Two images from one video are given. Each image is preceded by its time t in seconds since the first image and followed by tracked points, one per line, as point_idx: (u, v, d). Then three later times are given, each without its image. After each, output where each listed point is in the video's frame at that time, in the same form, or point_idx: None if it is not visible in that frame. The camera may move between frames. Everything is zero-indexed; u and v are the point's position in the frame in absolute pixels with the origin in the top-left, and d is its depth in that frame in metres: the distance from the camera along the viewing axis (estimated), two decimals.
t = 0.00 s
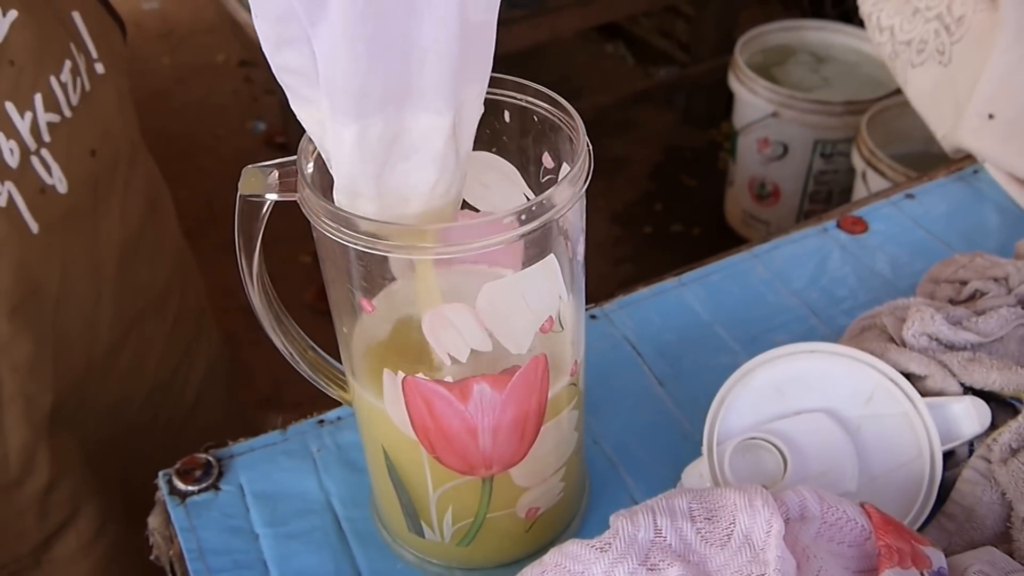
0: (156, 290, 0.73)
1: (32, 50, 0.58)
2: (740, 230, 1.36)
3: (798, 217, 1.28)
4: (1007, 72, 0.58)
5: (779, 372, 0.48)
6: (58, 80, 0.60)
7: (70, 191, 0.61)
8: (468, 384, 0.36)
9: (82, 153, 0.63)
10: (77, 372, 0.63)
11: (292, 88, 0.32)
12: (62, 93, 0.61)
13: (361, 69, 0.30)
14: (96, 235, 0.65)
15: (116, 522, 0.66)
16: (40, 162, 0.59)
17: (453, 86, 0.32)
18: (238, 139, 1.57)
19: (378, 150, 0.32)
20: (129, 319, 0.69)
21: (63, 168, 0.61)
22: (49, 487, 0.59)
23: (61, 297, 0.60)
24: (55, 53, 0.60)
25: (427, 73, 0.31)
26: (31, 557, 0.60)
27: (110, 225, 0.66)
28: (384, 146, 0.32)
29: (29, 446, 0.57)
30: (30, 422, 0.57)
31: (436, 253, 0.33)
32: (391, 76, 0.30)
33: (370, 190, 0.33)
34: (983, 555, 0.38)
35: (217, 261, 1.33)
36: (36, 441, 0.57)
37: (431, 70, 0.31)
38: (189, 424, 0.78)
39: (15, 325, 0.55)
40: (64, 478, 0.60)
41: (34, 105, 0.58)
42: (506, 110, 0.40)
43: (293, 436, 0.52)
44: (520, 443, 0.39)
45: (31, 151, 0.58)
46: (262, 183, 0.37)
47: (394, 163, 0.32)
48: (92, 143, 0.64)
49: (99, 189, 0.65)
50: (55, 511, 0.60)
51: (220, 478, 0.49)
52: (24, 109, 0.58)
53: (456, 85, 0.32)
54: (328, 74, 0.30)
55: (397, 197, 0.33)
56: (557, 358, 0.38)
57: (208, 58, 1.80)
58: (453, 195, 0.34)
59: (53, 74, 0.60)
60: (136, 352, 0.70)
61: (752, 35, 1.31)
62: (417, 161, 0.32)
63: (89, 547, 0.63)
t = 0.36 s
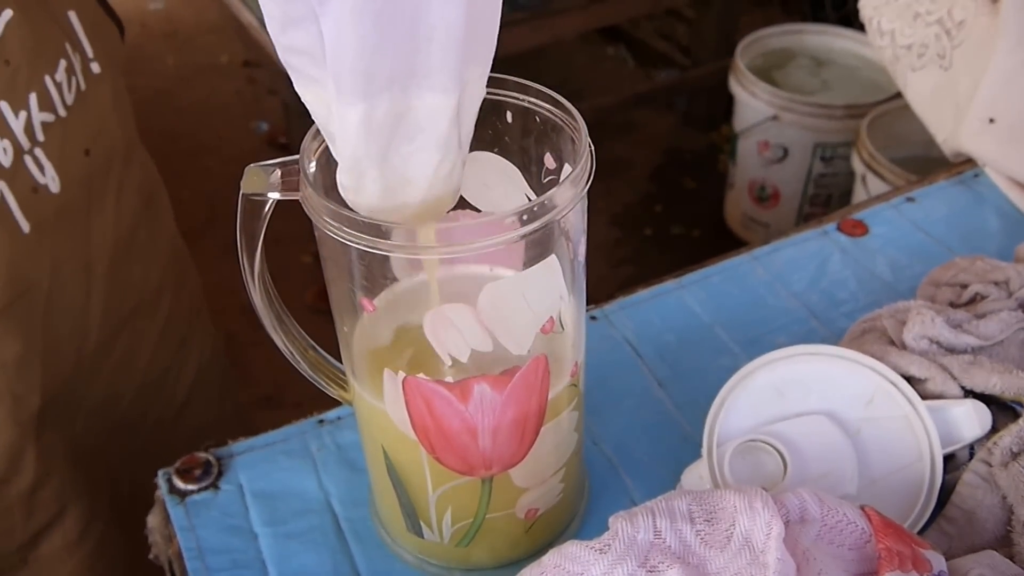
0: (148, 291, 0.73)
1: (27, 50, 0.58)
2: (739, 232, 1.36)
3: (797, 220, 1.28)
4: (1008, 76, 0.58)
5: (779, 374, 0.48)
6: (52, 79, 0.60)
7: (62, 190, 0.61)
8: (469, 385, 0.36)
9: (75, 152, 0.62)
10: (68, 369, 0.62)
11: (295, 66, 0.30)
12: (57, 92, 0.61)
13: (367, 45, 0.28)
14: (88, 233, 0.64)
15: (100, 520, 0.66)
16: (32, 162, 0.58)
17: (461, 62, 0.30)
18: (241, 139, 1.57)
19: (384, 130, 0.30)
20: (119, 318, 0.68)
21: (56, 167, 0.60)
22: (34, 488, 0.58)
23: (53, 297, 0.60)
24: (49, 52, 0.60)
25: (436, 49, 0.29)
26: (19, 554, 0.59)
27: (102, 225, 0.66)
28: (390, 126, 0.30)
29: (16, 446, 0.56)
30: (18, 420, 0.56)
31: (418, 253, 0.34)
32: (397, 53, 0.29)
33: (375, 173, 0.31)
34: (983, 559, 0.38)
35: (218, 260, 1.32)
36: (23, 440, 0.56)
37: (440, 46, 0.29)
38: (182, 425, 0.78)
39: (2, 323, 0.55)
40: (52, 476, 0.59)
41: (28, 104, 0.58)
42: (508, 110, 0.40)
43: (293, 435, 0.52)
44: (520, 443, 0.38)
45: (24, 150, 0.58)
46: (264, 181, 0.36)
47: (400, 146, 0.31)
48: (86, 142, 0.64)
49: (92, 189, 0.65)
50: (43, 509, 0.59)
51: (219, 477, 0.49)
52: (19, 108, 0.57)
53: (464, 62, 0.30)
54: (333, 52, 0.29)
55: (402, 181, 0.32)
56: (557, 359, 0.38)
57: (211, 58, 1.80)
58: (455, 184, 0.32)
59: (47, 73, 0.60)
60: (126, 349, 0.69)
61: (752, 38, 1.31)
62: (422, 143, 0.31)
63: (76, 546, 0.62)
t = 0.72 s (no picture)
0: (148, 293, 0.72)
1: (29, 48, 0.58)
2: (741, 236, 1.36)
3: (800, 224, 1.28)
4: (1012, 81, 0.58)
5: (782, 378, 0.48)
6: (54, 78, 0.60)
7: (63, 189, 0.61)
8: (470, 386, 0.36)
9: (76, 150, 0.62)
10: (73, 365, 0.62)
11: (310, 38, 0.31)
12: (58, 91, 0.60)
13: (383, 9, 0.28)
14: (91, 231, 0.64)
15: (105, 519, 0.65)
16: (33, 160, 0.58)
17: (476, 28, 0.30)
18: (244, 140, 1.57)
19: (400, 98, 0.30)
20: (125, 316, 0.68)
21: (57, 166, 0.60)
22: (34, 488, 0.57)
23: (54, 296, 0.59)
24: (51, 50, 0.60)
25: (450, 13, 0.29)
26: (17, 555, 0.57)
27: (105, 222, 0.66)
28: (405, 95, 0.30)
29: (16, 445, 0.55)
30: (18, 418, 0.55)
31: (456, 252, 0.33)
32: (412, 16, 0.29)
33: (391, 145, 0.31)
34: (987, 565, 0.38)
35: (220, 260, 1.32)
36: (24, 438, 0.55)
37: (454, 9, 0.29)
38: (185, 427, 0.78)
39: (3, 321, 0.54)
40: (52, 478, 0.58)
41: (30, 102, 0.58)
42: (512, 112, 0.40)
43: (294, 435, 0.52)
44: (521, 445, 0.38)
45: (26, 148, 0.57)
46: (267, 181, 0.36)
47: (415, 115, 0.31)
48: (86, 140, 0.63)
49: (92, 188, 0.64)
50: (44, 508, 0.58)
51: (220, 477, 0.49)
52: (21, 107, 0.57)
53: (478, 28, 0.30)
54: (351, 22, 0.29)
55: (418, 153, 0.31)
56: (560, 362, 0.38)
57: (215, 59, 1.80)
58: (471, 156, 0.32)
59: (49, 72, 0.60)
60: (134, 344, 0.70)
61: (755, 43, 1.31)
62: (437, 113, 0.31)
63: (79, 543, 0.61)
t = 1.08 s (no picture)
0: (146, 296, 0.70)
1: (35, 48, 0.57)
2: (749, 241, 1.35)
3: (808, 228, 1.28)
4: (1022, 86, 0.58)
5: (787, 383, 0.48)
6: (58, 77, 0.59)
7: (66, 191, 0.60)
8: (474, 388, 0.36)
9: (80, 152, 0.61)
10: (61, 368, 0.61)
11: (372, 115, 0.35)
12: (62, 91, 0.59)
13: (429, 72, 0.33)
14: (86, 231, 0.63)
15: (98, 523, 0.65)
16: (37, 160, 0.57)
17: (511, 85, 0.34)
18: (251, 141, 1.57)
19: (445, 151, 0.34)
20: (116, 316, 0.67)
21: (60, 167, 0.59)
22: (34, 490, 0.57)
23: (49, 298, 0.59)
24: (57, 50, 0.59)
25: (484, 72, 0.33)
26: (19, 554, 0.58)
27: (104, 220, 0.64)
28: (450, 147, 0.34)
29: (18, 445, 0.55)
30: (20, 418, 0.55)
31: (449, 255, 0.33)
32: (453, 78, 0.33)
33: (447, 201, 0.35)
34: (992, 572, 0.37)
35: (226, 261, 1.33)
36: (25, 440, 0.55)
37: (487, 69, 0.33)
38: (190, 426, 0.78)
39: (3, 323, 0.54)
40: (50, 479, 0.58)
41: (34, 103, 0.57)
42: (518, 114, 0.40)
43: (298, 436, 0.52)
44: (524, 448, 0.38)
45: (29, 149, 0.57)
46: (271, 182, 0.36)
47: (460, 167, 0.35)
48: (91, 142, 0.62)
49: (95, 190, 0.63)
50: (44, 508, 0.58)
51: (223, 477, 0.49)
52: (24, 107, 0.56)
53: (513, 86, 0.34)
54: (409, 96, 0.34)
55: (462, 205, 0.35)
56: (564, 364, 0.38)
57: (221, 60, 1.80)
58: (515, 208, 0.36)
59: (54, 71, 0.58)
60: (126, 339, 0.69)
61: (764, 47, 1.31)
62: (478, 164, 0.35)
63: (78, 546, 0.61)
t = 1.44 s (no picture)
0: (157, 301, 0.71)
1: (42, 48, 0.57)
2: (761, 244, 1.35)
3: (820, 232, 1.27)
4: None
5: (793, 387, 0.48)
6: (65, 76, 0.59)
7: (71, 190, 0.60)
8: (478, 389, 0.36)
9: (87, 153, 0.61)
10: (69, 373, 0.61)
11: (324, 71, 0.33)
12: (69, 91, 0.59)
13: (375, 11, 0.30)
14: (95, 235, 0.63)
15: (105, 523, 0.64)
16: (42, 160, 0.57)
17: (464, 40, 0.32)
18: (261, 138, 1.58)
19: (387, 102, 0.32)
20: (127, 319, 0.67)
21: (66, 166, 0.59)
22: (34, 492, 0.56)
23: (55, 298, 0.59)
24: (64, 49, 0.59)
25: (435, 18, 0.31)
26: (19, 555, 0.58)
27: (112, 225, 0.64)
28: (392, 98, 0.32)
29: (18, 447, 0.54)
30: (19, 419, 0.54)
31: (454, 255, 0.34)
32: (402, 22, 0.31)
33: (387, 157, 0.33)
34: None
35: (235, 259, 1.33)
36: (25, 443, 0.55)
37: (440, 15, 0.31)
38: (198, 424, 0.78)
39: (6, 325, 0.54)
40: (55, 480, 0.58)
41: (39, 102, 0.57)
42: (526, 115, 0.40)
43: (303, 435, 0.52)
44: (529, 449, 0.38)
45: (33, 148, 0.57)
46: (277, 181, 0.36)
47: (404, 122, 0.32)
48: (98, 141, 0.62)
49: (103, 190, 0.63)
50: (45, 511, 0.58)
51: (228, 477, 0.49)
52: (29, 106, 0.56)
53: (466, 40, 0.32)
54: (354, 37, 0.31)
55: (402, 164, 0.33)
56: (569, 366, 0.38)
57: (233, 57, 1.81)
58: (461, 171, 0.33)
59: (61, 71, 0.59)
60: (136, 348, 0.69)
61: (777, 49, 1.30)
62: (422, 120, 0.32)
63: (80, 549, 0.60)
